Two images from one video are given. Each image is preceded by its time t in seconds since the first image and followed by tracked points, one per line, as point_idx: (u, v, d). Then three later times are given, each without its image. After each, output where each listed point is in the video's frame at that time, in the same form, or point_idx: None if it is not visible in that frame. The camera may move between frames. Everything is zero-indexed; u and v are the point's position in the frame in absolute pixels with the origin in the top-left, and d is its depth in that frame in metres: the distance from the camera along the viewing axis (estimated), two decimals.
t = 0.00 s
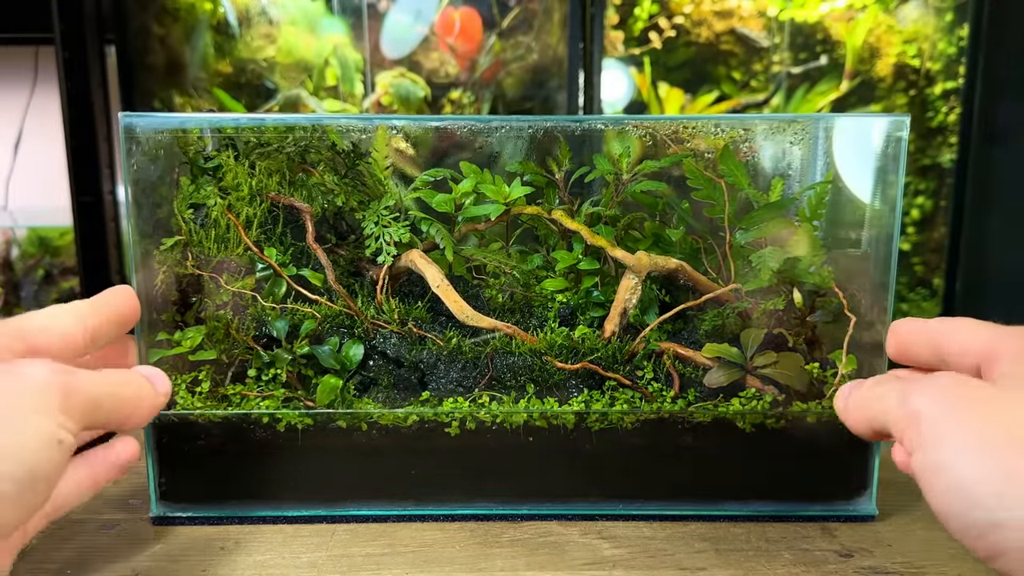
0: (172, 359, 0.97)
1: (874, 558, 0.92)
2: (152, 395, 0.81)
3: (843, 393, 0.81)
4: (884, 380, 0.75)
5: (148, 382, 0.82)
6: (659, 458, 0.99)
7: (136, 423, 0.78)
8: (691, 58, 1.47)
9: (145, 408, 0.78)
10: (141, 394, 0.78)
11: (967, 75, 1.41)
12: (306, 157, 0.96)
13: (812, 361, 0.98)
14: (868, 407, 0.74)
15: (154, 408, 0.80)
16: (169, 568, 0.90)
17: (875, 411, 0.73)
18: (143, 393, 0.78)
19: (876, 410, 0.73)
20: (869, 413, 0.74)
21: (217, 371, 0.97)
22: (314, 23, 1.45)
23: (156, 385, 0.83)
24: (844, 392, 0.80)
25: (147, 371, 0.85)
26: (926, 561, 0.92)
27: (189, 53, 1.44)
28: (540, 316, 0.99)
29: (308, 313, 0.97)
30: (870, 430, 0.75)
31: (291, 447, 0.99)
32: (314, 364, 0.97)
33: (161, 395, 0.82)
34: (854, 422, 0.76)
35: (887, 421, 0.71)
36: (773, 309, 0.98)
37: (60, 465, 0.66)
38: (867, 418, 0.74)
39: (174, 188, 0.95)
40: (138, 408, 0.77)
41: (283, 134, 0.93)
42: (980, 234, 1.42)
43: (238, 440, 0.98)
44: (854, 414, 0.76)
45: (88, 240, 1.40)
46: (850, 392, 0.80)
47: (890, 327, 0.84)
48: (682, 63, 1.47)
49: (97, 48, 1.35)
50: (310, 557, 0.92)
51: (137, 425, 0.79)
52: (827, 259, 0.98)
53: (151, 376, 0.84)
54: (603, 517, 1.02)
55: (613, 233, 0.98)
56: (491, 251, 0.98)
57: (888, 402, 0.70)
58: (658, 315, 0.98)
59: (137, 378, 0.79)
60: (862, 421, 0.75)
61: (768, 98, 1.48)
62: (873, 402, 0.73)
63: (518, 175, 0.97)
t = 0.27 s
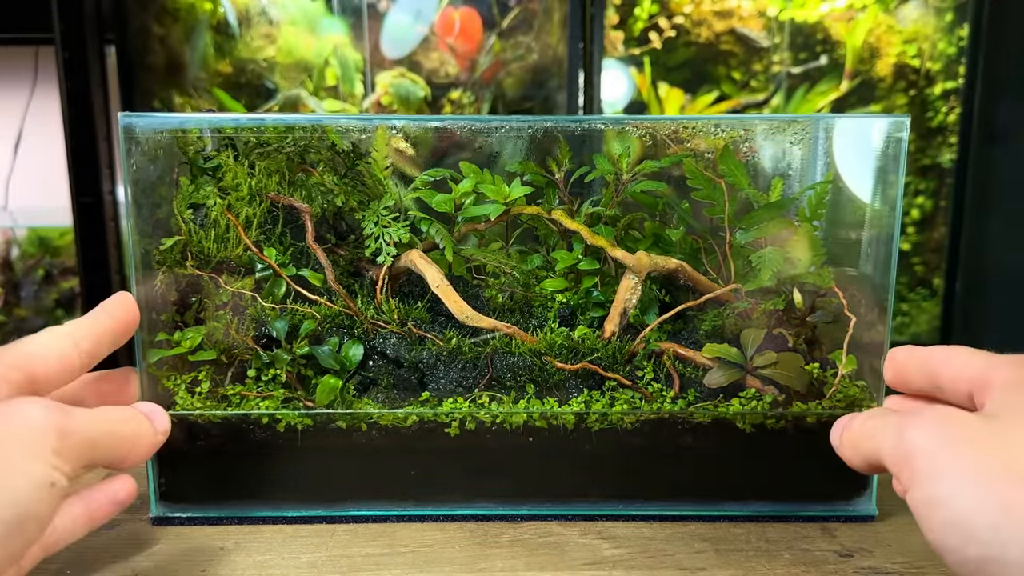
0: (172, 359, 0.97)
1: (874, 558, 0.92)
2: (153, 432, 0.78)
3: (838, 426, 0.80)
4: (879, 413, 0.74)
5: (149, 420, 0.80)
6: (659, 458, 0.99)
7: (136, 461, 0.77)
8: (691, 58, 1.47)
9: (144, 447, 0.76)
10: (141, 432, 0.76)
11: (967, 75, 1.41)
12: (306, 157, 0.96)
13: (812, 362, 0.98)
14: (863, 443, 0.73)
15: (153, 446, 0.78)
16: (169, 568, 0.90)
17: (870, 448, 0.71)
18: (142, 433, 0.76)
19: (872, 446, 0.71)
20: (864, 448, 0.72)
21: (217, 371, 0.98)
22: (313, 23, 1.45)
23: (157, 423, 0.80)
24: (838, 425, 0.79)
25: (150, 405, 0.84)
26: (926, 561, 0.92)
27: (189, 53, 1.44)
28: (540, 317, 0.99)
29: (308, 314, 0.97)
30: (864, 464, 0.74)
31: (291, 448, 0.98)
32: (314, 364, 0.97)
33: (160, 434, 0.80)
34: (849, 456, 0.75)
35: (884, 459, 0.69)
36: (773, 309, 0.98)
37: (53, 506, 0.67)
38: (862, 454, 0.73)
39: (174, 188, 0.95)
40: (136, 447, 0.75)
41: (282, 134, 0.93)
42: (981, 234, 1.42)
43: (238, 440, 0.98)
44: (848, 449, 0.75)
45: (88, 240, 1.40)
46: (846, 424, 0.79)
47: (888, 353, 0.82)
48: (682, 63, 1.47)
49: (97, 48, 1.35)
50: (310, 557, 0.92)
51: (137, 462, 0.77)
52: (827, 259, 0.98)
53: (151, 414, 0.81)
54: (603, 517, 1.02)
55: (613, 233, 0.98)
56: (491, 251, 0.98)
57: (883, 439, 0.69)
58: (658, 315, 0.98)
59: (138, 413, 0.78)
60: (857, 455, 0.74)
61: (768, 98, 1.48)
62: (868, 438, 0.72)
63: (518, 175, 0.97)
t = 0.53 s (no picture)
0: (171, 359, 0.97)
1: (874, 558, 0.92)
2: (149, 432, 0.78)
3: (845, 413, 0.81)
4: (890, 401, 0.75)
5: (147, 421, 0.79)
6: (659, 458, 0.99)
7: (134, 461, 0.76)
8: (691, 58, 1.47)
9: (140, 448, 0.76)
10: (137, 433, 0.76)
11: (967, 75, 1.41)
12: (306, 156, 0.96)
13: (812, 361, 0.98)
14: (874, 429, 0.74)
15: (150, 447, 0.78)
16: (169, 568, 0.90)
17: (881, 434, 0.73)
18: (137, 433, 0.76)
19: (882, 432, 0.73)
20: (874, 435, 0.74)
21: (217, 371, 0.98)
22: (314, 23, 1.45)
23: (152, 422, 0.79)
24: (846, 413, 0.81)
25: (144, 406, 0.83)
26: (926, 561, 0.92)
27: (189, 53, 1.44)
28: (540, 317, 0.99)
29: (308, 314, 0.97)
30: (873, 451, 0.76)
31: (291, 448, 0.98)
32: (314, 364, 0.97)
33: (155, 434, 0.79)
34: (858, 443, 0.77)
35: (895, 445, 0.71)
36: (773, 309, 0.98)
37: (54, 509, 0.67)
38: (872, 441, 0.74)
39: (174, 188, 0.95)
40: (132, 448, 0.74)
41: (281, 134, 0.93)
42: (980, 234, 1.43)
43: (239, 440, 0.98)
44: (858, 435, 0.77)
45: (88, 240, 1.40)
46: (854, 412, 0.80)
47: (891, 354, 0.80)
48: (682, 63, 1.47)
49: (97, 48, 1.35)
50: (310, 557, 0.92)
51: (134, 462, 0.77)
52: (827, 259, 0.98)
53: (146, 414, 0.80)
54: (603, 517, 1.02)
55: (613, 233, 0.98)
56: (491, 251, 0.98)
57: (894, 426, 0.70)
58: (658, 315, 0.98)
59: (134, 414, 0.77)
60: (867, 442, 0.75)
61: (768, 98, 1.48)
62: (879, 424, 0.73)
63: (518, 175, 0.97)
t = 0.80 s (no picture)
0: (172, 359, 0.97)
1: (874, 558, 0.92)
2: (151, 437, 0.78)
3: (841, 417, 0.81)
4: (885, 403, 0.75)
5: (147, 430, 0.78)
6: (659, 458, 0.99)
7: (133, 467, 0.76)
8: (691, 58, 1.47)
9: (140, 454, 0.76)
10: (139, 438, 0.76)
11: (967, 75, 1.41)
12: (306, 157, 0.96)
13: (812, 361, 0.98)
14: (869, 432, 0.74)
15: (151, 453, 0.78)
16: (169, 568, 0.90)
17: (877, 436, 0.73)
18: (139, 439, 0.76)
19: (878, 435, 0.73)
20: (870, 437, 0.74)
21: (217, 371, 0.98)
22: (314, 23, 1.45)
23: (155, 427, 0.80)
24: (842, 416, 0.81)
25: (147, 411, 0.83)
26: (926, 561, 0.92)
27: (189, 53, 1.44)
28: (540, 317, 0.99)
29: (308, 313, 0.97)
30: (869, 454, 0.76)
31: (291, 447, 0.98)
32: (314, 364, 0.97)
33: (157, 439, 0.79)
34: (854, 446, 0.77)
35: (891, 448, 0.71)
36: (773, 309, 0.98)
37: (51, 511, 0.67)
38: (868, 443, 0.74)
39: (174, 188, 0.95)
40: (133, 454, 0.75)
41: (281, 135, 0.93)
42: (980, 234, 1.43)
43: (239, 440, 0.98)
44: (854, 438, 0.77)
45: (88, 240, 1.40)
46: (849, 416, 0.80)
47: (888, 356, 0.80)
48: (682, 63, 1.47)
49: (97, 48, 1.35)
50: (310, 557, 0.92)
51: (133, 468, 0.77)
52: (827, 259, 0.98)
53: (149, 419, 0.80)
54: (603, 517, 1.02)
55: (613, 233, 0.98)
56: (491, 251, 0.98)
57: (889, 428, 0.70)
58: (658, 315, 0.98)
59: (136, 419, 0.77)
60: (863, 445, 0.76)
61: (768, 99, 1.48)
62: (874, 427, 0.73)
63: (518, 175, 0.97)
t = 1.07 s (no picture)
0: (172, 359, 0.97)
1: (874, 558, 0.92)
2: (104, 426, 0.81)
3: (856, 410, 0.80)
4: (903, 400, 0.75)
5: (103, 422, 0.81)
6: (660, 458, 0.99)
7: (85, 456, 0.79)
8: (691, 58, 1.47)
9: (93, 442, 0.78)
10: (90, 427, 0.78)
11: (967, 75, 1.41)
12: (306, 156, 0.96)
13: (812, 362, 0.98)
14: (887, 431, 0.74)
15: (104, 440, 0.80)
16: (169, 568, 0.90)
17: (895, 436, 0.72)
18: (90, 427, 0.78)
19: (896, 434, 0.73)
20: (888, 436, 0.74)
21: (217, 371, 0.97)
22: (314, 23, 1.45)
23: (107, 415, 0.82)
24: (858, 410, 0.80)
25: (99, 399, 0.85)
26: (926, 561, 0.91)
27: (189, 53, 1.44)
28: (540, 317, 0.99)
29: (308, 314, 0.97)
30: (885, 452, 0.76)
31: (291, 448, 0.98)
32: (314, 364, 0.97)
33: (110, 426, 0.82)
34: (869, 444, 0.76)
35: (911, 447, 0.70)
36: (774, 309, 0.98)
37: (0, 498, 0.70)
38: (886, 442, 0.74)
39: (174, 187, 0.95)
40: (85, 442, 0.77)
41: (281, 135, 0.93)
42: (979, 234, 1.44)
43: (238, 440, 0.98)
44: (869, 436, 0.76)
45: (88, 240, 1.40)
46: (865, 409, 0.79)
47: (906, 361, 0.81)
48: (682, 63, 1.47)
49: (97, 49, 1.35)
50: (310, 557, 0.92)
51: (86, 456, 0.80)
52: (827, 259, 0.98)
53: (100, 408, 0.82)
54: (603, 517, 1.02)
55: (613, 233, 0.98)
56: (491, 251, 0.98)
57: (910, 428, 0.70)
58: (658, 315, 0.98)
59: (87, 409, 0.80)
60: (880, 443, 0.75)
61: (768, 99, 1.48)
62: (894, 426, 0.73)
63: (518, 175, 0.97)
